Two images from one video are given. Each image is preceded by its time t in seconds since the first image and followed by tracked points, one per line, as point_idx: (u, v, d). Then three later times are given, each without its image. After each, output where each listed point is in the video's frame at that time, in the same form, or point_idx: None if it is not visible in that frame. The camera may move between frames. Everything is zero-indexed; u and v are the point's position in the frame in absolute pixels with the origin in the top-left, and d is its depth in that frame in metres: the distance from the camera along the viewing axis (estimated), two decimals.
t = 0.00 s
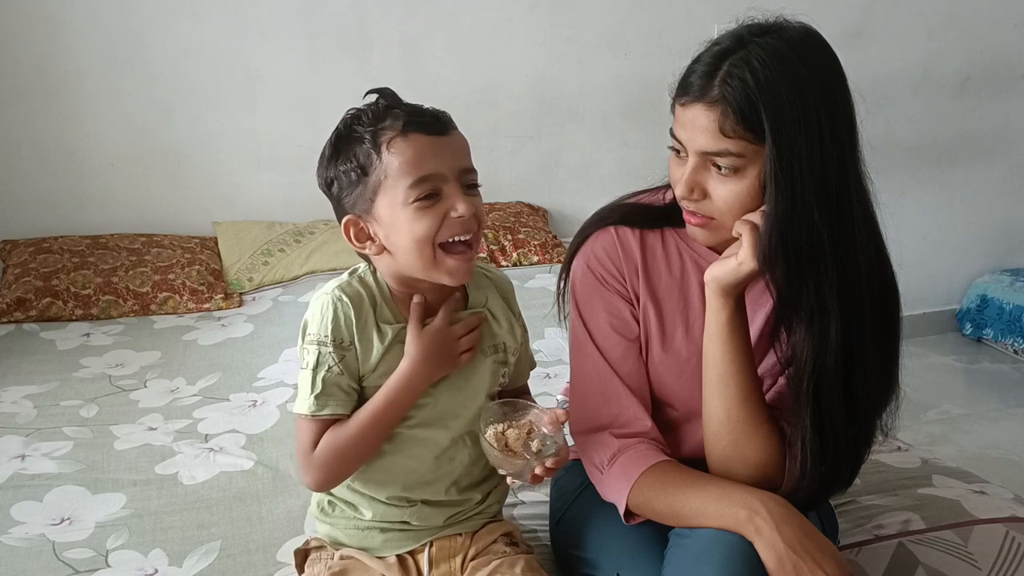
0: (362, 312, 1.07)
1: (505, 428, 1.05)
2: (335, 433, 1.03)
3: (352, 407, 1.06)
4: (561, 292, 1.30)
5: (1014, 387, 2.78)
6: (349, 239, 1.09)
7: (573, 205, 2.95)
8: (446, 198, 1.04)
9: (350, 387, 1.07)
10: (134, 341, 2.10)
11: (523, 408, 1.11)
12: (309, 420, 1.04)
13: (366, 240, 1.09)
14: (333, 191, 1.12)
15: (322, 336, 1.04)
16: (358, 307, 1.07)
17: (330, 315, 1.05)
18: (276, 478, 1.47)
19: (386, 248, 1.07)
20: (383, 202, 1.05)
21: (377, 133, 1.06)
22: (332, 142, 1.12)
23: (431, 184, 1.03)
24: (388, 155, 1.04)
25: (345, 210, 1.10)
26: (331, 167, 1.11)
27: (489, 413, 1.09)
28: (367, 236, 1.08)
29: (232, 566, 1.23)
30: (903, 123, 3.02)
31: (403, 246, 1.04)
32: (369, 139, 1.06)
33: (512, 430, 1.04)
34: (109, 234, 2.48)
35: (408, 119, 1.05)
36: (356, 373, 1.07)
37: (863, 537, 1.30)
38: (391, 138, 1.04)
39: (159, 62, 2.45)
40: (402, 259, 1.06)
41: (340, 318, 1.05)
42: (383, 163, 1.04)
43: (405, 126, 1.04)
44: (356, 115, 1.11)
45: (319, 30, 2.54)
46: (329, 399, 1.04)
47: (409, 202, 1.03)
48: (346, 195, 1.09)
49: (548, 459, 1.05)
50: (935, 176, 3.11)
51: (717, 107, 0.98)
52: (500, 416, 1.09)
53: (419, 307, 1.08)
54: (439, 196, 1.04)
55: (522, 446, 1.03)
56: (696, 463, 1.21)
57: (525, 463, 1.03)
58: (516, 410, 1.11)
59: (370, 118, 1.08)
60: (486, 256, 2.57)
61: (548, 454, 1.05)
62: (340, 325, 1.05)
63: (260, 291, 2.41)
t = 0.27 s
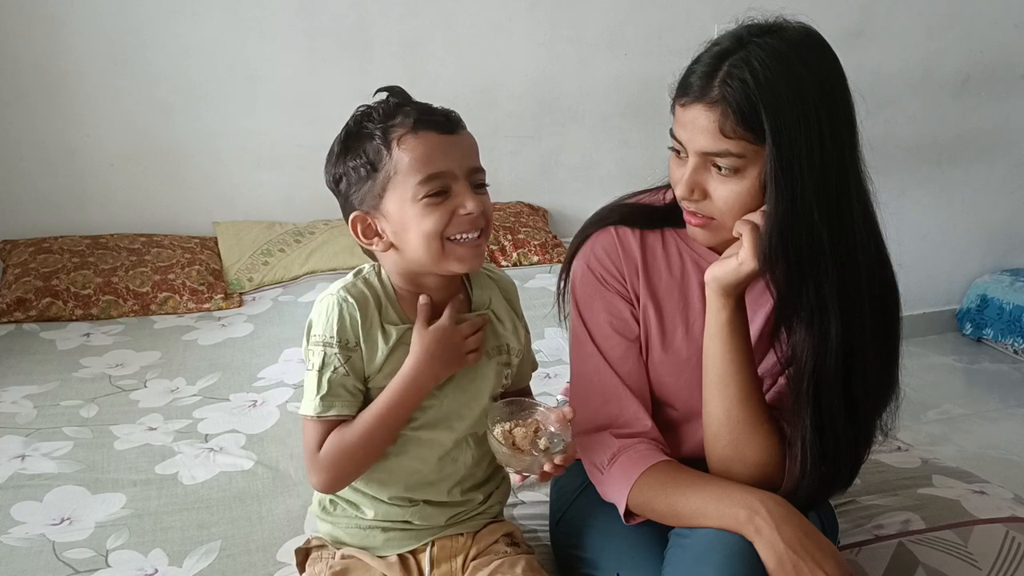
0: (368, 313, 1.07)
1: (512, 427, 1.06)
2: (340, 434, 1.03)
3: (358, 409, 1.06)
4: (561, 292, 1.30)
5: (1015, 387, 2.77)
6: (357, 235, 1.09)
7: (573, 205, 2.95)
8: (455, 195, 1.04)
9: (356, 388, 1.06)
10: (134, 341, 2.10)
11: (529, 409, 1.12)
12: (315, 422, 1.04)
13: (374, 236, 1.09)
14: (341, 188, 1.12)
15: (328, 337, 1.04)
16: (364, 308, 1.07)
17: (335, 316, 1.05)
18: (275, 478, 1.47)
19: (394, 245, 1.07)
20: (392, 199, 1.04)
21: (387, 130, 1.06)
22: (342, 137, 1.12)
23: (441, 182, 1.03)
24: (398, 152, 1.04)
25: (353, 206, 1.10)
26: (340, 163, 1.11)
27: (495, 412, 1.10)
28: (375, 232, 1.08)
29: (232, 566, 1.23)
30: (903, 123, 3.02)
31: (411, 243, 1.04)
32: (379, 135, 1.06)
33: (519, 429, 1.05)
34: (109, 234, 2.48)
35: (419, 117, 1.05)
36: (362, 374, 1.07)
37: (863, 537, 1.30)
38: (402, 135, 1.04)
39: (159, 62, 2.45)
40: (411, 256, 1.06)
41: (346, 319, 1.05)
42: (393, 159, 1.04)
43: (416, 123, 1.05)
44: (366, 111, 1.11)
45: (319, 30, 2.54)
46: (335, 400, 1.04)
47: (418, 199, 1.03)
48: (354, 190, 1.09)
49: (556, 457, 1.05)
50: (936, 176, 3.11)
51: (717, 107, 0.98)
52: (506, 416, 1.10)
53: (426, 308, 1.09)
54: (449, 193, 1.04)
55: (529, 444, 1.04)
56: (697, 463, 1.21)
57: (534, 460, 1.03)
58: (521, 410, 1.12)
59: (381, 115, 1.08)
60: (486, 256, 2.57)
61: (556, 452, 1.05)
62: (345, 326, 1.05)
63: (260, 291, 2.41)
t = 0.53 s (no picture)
0: (369, 314, 1.07)
1: (516, 428, 1.06)
2: (339, 436, 1.03)
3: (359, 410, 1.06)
4: (561, 292, 1.30)
5: (1015, 387, 2.78)
6: (360, 234, 1.09)
7: (573, 205, 2.95)
8: (459, 194, 1.04)
9: (357, 389, 1.06)
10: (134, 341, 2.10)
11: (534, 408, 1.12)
12: (316, 423, 1.04)
13: (377, 235, 1.09)
14: (345, 186, 1.12)
15: (328, 338, 1.04)
16: (365, 309, 1.07)
17: (336, 316, 1.05)
18: (276, 478, 1.47)
19: (397, 244, 1.07)
20: (396, 198, 1.04)
21: (392, 128, 1.06)
22: (346, 135, 1.12)
23: (445, 180, 1.03)
24: (403, 150, 1.04)
25: (356, 205, 1.10)
26: (343, 161, 1.11)
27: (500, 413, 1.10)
28: (378, 231, 1.08)
29: (232, 566, 1.23)
30: (903, 123, 3.02)
31: (415, 242, 1.04)
32: (383, 134, 1.06)
33: (524, 428, 1.05)
34: (109, 234, 2.48)
35: (423, 116, 1.05)
36: (363, 374, 1.07)
37: (863, 537, 1.30)
38: (406, 134, 1.04)
39: (159, 62, 2.45)
40: (414, 255, 1.05)
41: (347, 320, 1.05)
42: (397, 157, 1.04)
43: (421, 122, 1.05)
44: (371, 109, 1.11)
45: (319, 30, 2.54)
46: (335, 401, 1.04)
47: (423, 197, 1.03)
48: (357, 188, 1.09)
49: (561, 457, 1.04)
50: (936, 176, 3.11)
51: (717, 108, 0.98)
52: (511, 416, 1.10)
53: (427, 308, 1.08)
54: (453, 192, 1.04)
55: (534, 444, 1.04)
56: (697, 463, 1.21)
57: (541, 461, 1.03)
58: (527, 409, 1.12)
59: (385, 114, 1.08)
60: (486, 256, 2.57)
61: (562, 451, 1.04)
62: (346, 326, 1.05)
63: (260, 291, 2.41)
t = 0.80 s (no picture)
0: (368, 316, 1.07)
1: (520, 427, 1.06)
2: (336, 439, 1.03)
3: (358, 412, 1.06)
4: (561, 293, 1.30)
5: (1015, 387, 2.77)
6: (359, 234, 1.09)
7: (573, 205, 2.95)
8: (460, 193, 1.04)
9: (355, 391, 1.06)
10: (134, 341, 2.09)
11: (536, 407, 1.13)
12: (314, 425, 1.04)
13: (377, 235, 1.08)
14: (344, 186, 1.11)
15: (326, 340, 1.04)
16: (363, 311, 1.07)
17: (333, 318, 1.05)
18: (275, 478, 1.47)
19: (397, 244, 1.07)
20: (397, 197, 1.04)
21: (392, 128, 1.05)
22: (345, 135, 1.12)
23: (446, 180, 1.03)
24: (404, 150, 1.04)
25: (356, 205, 1.10)
26: (342, 162, 1.11)
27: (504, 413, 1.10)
28: (378, 231, 1.08)
29: (232, 566, 1.23)
30: (903, 123, 3.02)
31: (416, 241, 1.04)
32: (383, 133, 1.06)
33: (528, 428, 1.06)
34: (109, 234, 2.48)
35: (424, 116, 1.05)
36: (361, 376, 1.07)
37: (863, 537, 1.30)
38: (406, 134, 1.04)
39: (160, 62, 2.45)
40: (415, 255, 1.05)
41: (345, 322, 1.05)
42: (397, 157, 1.04)
43: (421, 121, 1.05)
44: (370, 109, 1.11)
45: (319, 30, 2.54)
46: (333, 403, 1.04)
47: (423, 196, 1.03)
48: (357, 188, 1.09)
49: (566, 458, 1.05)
50: (936, 176, 3.11)
51: (717, 108, 0.98)
52: (514, 415, 1.11)
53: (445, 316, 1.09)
54: (453, 191, 1.04)
55: (538, 444, 1.04)
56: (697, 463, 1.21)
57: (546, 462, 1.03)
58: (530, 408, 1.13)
59: (386, 113, 1.08)
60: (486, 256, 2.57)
61: (567, 451, 1.05)
62: (344, 328, 1.05)
63: (260, 291, 2.40)
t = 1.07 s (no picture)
0: (365, 319, 1.07)
1: (524, 423, 1.06)
2: (330, 442, 1.03)
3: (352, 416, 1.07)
4: (561, 293, 1.30)
5: (1015, 387, 2.77)
6: (359, 235, 1.08)
7: (573, 205, 2.95)
8: (460, 193, 1.05)
9: (352, 394, 1.06)
10: (134, 341, 2.09)
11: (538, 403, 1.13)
12: (309, 426, 1.05)
13: (377, 236, 1.08)
14: (342, 188, 1.11)
15: (323, 344, 1.04)
16: (361, 314, 1.07)
17: (331, 322, 1.05)
18: (275, 478, 1.47)
19: (398, 245, 1.07)
20: (398, 198, 1.04)
21: (390, 128, 1.05)
22: (342, 137, 1.11)
23: (446, 179, 1.04)
24: (404, 150, 1.03)
25: (355, 206, 1.09)
26: (339, 163, 1.10)
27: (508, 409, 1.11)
28: (378, 232, 1.08)
29: (232, 566, 1.23)
30: (903, 123, 3.02)
31: (418, 241, 1.04)
32: (382, 134, 1.05)
33: (532, 424, 1.06)
34: (109, 234, 2.48)
35: (422, 116, 1.05)
36: (358, 380, 1.07)
37: (863, 537, 1.30)
38: (405, 134, 1.04)
39: (160, 62, 2.45)
40: (416, 255, 1.05)
41: (342, 325, 1.05)
42: (398, 158, 1.04)
43: (420, 121, 1.05)
44: (367, 110, 1.10)
45: (320, 30, 2.54)
46: (328, 406, 1.04)
47: (424, 196, 1.03)
48: (356, 189, 1.08)
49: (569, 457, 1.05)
50: (936, 176, 3.11)
51: (717, 109, 0.98)
52: (517, 412, 1.11)
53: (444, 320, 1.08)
54: (454, 190, 1.04)
55: (543, 438, 1.04)
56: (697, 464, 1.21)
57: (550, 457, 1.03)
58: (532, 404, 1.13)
59: (383, 114, 1.07)
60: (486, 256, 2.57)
61: (573, 445, 1.04)
62: (341, 332, 1.05)
63: (260, 291, 2.40)
